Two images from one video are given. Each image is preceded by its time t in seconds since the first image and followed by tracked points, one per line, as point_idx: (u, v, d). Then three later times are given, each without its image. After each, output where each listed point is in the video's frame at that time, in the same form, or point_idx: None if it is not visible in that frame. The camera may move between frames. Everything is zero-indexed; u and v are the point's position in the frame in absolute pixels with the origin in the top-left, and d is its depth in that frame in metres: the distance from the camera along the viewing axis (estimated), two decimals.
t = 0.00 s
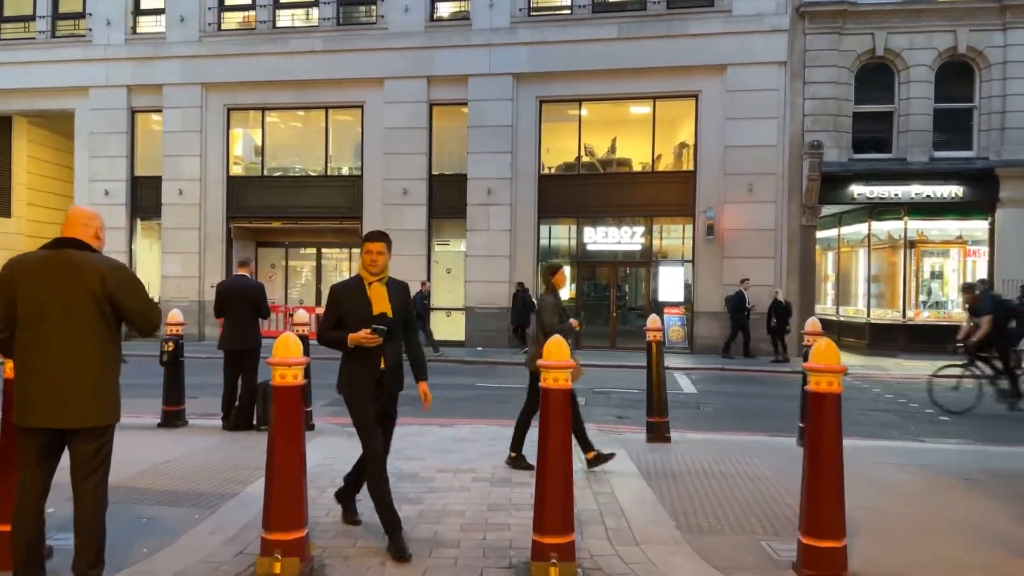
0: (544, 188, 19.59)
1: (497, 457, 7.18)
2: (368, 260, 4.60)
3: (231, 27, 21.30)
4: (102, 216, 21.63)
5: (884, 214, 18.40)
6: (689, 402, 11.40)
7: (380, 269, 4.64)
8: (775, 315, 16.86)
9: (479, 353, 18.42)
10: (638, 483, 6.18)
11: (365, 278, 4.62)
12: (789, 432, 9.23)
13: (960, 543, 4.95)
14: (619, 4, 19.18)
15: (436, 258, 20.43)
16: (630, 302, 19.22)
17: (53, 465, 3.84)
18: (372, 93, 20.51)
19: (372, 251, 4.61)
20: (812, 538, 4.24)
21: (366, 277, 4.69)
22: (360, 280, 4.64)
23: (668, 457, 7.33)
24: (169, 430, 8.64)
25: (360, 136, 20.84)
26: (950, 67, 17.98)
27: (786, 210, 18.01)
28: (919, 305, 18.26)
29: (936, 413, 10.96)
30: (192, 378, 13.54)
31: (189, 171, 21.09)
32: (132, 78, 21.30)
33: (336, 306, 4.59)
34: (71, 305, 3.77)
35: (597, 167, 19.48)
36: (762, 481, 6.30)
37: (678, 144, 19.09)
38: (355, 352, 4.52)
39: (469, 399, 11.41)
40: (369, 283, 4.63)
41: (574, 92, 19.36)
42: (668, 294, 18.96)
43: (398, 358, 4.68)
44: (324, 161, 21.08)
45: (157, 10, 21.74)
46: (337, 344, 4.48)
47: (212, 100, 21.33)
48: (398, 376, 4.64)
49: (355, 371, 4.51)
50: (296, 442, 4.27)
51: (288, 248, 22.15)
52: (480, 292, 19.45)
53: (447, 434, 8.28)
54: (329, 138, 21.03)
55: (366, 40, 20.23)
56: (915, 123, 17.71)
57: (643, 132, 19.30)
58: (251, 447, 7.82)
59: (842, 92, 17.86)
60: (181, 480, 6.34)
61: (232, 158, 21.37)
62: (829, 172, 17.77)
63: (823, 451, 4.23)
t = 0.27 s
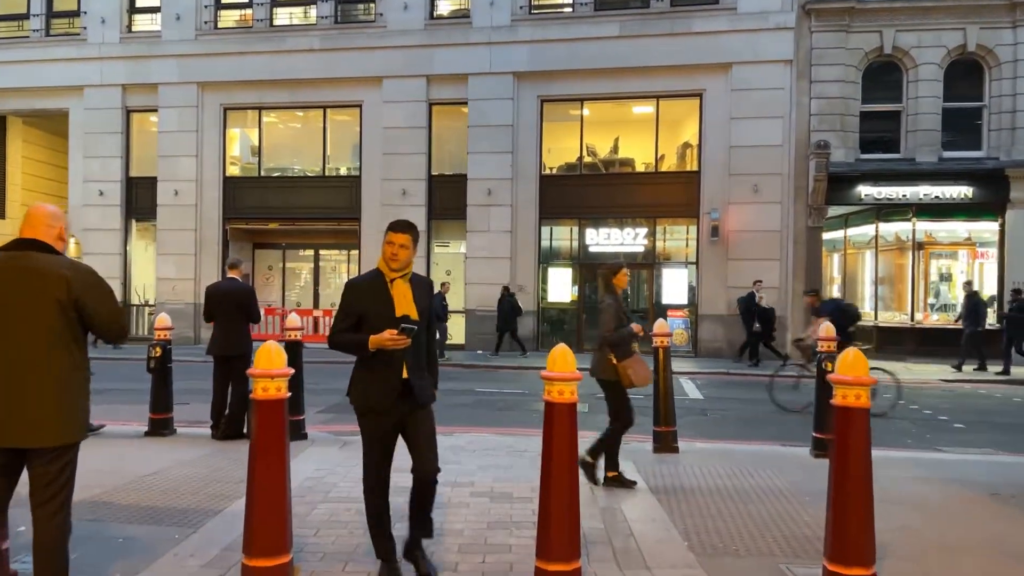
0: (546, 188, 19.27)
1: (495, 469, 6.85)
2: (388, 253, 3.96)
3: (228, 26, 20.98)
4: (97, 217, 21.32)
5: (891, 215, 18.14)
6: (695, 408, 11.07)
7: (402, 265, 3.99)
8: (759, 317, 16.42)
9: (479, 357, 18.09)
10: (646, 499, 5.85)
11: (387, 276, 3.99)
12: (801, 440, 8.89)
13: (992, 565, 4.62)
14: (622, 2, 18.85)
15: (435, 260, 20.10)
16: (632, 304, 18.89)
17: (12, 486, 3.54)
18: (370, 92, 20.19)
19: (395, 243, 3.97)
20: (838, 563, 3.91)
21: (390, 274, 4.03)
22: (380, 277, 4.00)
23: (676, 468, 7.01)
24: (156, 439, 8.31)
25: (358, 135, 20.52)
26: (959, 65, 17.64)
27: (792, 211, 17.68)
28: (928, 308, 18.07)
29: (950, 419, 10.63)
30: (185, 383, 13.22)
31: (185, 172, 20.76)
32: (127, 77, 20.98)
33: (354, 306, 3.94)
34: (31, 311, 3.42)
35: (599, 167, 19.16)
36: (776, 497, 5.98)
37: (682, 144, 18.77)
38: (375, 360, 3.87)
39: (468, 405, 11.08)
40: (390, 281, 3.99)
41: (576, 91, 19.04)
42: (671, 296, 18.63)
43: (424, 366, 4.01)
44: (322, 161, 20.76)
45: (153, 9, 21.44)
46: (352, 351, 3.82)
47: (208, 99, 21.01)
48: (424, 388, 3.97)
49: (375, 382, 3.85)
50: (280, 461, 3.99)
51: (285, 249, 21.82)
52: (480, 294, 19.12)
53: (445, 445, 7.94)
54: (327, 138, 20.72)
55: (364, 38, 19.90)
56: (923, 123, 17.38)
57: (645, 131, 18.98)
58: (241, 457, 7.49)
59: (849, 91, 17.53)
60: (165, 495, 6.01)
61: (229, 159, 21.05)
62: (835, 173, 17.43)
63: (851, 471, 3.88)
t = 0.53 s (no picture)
0: (547, 188, 18.94)
1: (495, 477, 6.51)
2: (418, 256, 3.40)
3: (224, 23, 20.67)
4: (90, 217, 21.00)
5: (899, 215, 17.88)
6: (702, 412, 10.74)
7: (436, 272, 3.41)
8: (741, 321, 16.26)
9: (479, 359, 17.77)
10: (657, 511, 5.51)
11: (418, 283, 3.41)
12: (814, 447, 8.54)
13: None
14: None
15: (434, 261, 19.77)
16: (634, 305, 18.57)
17: None
18: (369, 90, 19.87)
19: (428, 246, 3.40)
20: None
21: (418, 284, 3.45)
22: (410, 286, 3.42)
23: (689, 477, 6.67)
24: (141, 445, 7.96)
25: (356, 134, 20.19)
26: (967, 63, 17.32)
27: (797, 210, 17.37)
28: (936, 310, 17.72)
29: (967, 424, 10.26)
30: (178, 386, 12.89)
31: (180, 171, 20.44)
32: (121, 75, 20.67)
33: (378, 320, 3.39)
34: None
35: (601, 166, 18.85)
36: (795, 507, 5.65)
37: (685, 142, 18.45)
38: (401, 385, 3.31)
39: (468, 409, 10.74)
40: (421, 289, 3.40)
41: (577, 88, 18.72)
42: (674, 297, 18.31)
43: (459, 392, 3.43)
44: (319, 160, 20.43)
45: (148, 5, 21.12)
46: (371, 374, 3.28)
47: (204, 97, 20.68)
48: (458, 419, 3.39)
49: (398, 411, 3.30)
50: (261, 469, 3.72)
51: (282, 250, 21.48)
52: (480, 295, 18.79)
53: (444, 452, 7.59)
54: (324, 137, 20.39)
55: (362, 35, 19.58)
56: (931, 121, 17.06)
57: (648, 129, 18.67)
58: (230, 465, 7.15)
59: (855, 88, 17.22)
60: (146, 507, 5.67)
61: (225, 158, 20.73)
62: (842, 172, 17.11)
63: (886, 480, 3.56)
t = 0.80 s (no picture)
0: (549, 189, 18.60)
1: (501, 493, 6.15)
2: (462, 233, 2.82)
3: (220, 21, 20.35)
4: (84, 219, 20.65)
5: (908, 216, 17.59)
6: (712, 420, 10.38)
7: (482, 252, 2.83)
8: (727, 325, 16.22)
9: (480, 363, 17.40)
10: (673, 532, 5.16)
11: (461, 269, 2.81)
12: (831, 458, 8.18)
13: None
14: None
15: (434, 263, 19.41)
16: (637, 309, 18.21)
17: None
18: (367, 90, 19.53)
19: (473, 219, 2.81)
20: None
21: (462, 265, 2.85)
22: (451, 269, 2.82)
23: (704, 492, 6.32)
24: (128, 457, 7.59)
25: (354, 134, 19.84)
26: (978, 61, 17.00)
27: (805, 212, 17.03)
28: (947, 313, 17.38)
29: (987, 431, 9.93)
30: (171, 393, 12.52)
31: (175, 172, 20.08)
32: (116, 74, 20.33)
33: (412, 310, 2.77)
34: None
35: (603, 167, 18.51)
36: (819, 529, 5.30)
37: (690, 143, 18.10)
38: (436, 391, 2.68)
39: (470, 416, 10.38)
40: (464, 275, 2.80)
41: (579, 88, 18.39)
42: (679, 300, 17.97)
43: (507, 402, 2.84)
44: (317, 160, 20.08)
45: (143, 3, 20.80)
46: (404, 379, 2.67)
47: (200, 97, 20.34)
48: (507, 434, 2.81)
49: (436, 423, 2.68)
50: (245, 498, 3.34)
51: (279, 252, 21.12)
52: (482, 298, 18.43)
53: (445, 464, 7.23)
54: (322, 137, 20.04)
55: (361, 34, 19.24)
56: (942, 121, 16.73)
57: (652, 130, 18.33)
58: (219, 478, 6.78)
59: (864, 87, 16.89)
60: (129, 526, 5.31)
61: (222, 159, 20.38)
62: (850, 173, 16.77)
63: (938, 503, 3.22)
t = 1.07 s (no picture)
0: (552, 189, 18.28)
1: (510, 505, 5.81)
2: (533, 233, 2.17)
3: (217, 20, 20.05)
4: (78, 220, 20.31)
5: (918, 217, 17.29)
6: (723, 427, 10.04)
7: (558, 259, 2.17)
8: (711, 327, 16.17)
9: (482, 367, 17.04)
10: (693, 548, 4.81)
11: (531, 284, 2.15)
12: (851, 467, 7.84)
13: None
14: None
15: (434, 265, 19.08)
16: (639, 311, 17.80)
17: None
18: (367, 89, 19.22)
19: (547, 215, 2.17)
20: None
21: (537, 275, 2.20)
22: (517, 284, 2.18)
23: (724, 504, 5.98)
24: (117, 465, 7.25)
25: (353, 133, 19.53)
26: (988, 60, 16.71)
27: (813, 213, 16.73)
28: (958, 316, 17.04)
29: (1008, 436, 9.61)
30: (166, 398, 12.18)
31: (171, 172, 19.76)
32: (111, 73, 20.00)
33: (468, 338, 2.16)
34: None
35: (607, 167, 18.20)
36: (849, 546, 4.96)
37: (695, 142, 17.79)
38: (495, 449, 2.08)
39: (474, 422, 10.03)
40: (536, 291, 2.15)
41: (582, 87, 18.09)
42: (684, 303, 17.63)
43: (599, 455, 2.17)
44: (315, 160, 19.75)
45: (139, 2, 20.48)
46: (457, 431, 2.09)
47: (196, 96, 20.02)
48: (598, 501, 2.15)
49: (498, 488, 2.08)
50: (235, 519, 3.12)
51: (276, 254, 20.77)
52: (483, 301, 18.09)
53: (449, 474, 6.88)
54: (320, 137, 19.71)
55: (361, 32, 18.93)
56: (952, 120, 16.43)
57: (656, 129, 18.02)
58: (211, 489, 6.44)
59: (872, 86, 16.60)
60: (113, 542, 4.97)
61: (219, 159, 20.05)
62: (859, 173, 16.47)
63: (1005, 524, 2.91)
